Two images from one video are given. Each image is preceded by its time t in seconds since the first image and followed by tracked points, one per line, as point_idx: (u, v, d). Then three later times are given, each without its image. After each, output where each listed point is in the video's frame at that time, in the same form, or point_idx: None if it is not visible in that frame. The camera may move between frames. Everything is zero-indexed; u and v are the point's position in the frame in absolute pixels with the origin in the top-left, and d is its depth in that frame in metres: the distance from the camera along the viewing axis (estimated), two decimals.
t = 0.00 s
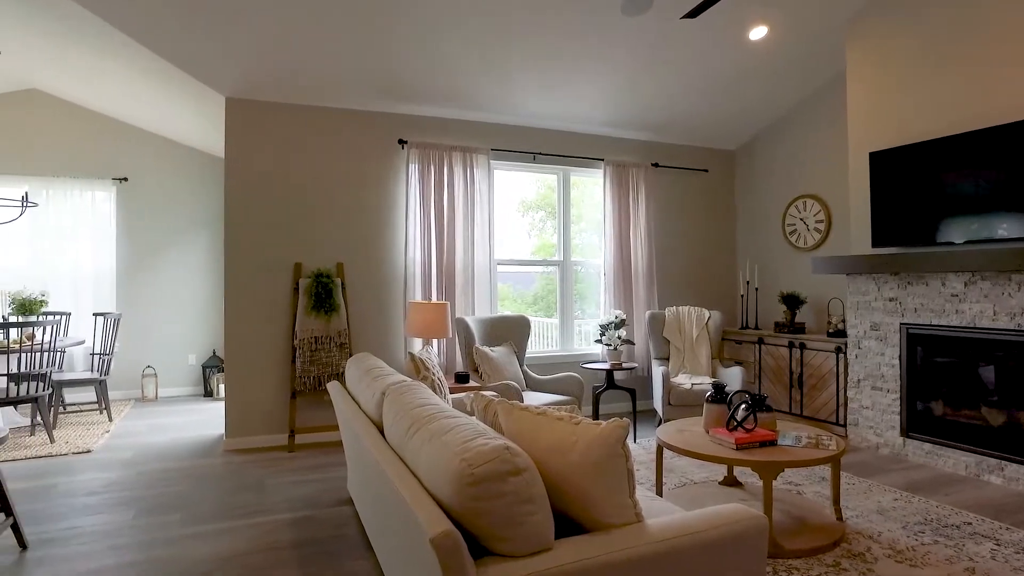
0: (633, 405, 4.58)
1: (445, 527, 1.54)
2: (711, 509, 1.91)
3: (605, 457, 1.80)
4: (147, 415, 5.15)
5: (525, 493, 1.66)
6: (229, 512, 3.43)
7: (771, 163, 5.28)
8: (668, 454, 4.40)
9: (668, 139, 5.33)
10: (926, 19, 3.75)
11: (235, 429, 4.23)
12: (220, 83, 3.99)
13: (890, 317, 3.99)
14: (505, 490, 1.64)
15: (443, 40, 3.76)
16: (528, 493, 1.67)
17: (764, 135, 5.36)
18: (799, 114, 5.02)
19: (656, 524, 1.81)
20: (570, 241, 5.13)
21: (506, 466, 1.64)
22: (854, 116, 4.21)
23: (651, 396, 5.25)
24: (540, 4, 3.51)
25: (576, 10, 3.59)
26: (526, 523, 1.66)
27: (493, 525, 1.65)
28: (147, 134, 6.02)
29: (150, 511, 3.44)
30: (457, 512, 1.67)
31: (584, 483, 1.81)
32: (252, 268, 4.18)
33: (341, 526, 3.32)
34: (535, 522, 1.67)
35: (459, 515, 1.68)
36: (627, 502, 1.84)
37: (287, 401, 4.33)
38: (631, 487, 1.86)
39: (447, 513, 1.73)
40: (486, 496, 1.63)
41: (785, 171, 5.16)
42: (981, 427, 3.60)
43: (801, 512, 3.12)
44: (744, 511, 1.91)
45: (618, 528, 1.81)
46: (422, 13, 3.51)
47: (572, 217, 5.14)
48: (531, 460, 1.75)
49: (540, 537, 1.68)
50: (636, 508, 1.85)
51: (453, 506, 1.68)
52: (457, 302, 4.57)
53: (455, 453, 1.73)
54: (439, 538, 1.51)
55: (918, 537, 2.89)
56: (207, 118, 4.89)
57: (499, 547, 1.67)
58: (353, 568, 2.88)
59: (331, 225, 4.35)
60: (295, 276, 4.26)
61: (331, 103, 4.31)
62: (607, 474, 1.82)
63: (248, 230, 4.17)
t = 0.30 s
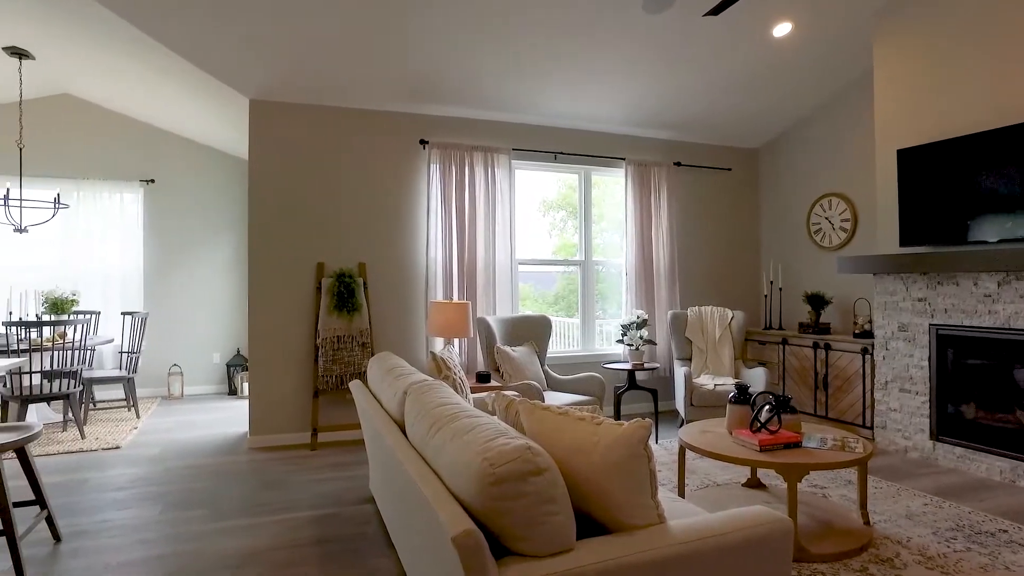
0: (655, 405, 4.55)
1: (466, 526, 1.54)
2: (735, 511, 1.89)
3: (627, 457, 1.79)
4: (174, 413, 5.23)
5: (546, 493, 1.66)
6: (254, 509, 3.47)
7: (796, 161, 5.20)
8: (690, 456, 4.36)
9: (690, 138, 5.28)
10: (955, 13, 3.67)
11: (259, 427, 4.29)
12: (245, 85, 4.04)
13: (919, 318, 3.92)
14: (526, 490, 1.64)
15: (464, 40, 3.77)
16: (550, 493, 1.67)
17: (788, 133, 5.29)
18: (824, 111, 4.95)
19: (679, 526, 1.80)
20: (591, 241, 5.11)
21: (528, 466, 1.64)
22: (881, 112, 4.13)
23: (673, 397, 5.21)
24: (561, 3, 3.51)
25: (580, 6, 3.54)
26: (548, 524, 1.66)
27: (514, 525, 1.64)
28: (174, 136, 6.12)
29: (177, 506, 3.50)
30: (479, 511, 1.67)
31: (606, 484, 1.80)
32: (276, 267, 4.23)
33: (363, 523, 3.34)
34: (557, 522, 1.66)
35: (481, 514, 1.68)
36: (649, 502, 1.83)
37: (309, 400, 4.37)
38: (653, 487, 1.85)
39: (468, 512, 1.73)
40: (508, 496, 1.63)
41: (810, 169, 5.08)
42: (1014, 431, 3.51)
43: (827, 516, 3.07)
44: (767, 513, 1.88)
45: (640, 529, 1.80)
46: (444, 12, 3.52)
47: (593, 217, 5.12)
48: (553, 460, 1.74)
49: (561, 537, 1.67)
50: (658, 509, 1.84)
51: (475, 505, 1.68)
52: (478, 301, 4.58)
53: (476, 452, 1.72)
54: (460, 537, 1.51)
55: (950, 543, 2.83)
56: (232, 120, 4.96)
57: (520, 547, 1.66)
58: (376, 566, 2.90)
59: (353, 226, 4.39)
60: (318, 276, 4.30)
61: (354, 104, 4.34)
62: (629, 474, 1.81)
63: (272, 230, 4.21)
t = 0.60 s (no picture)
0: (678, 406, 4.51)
1: (489, 526, 1.53)
2: (761, 515, 1.86)
3: (651, 459, 1.78)
4: (201, 410, 5.32)
5: (570, 494, 1.65)
6: (279, 506, 3.51)
7: (823, 159, 5.12)
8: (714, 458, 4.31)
9: (714, 136, 5.23)
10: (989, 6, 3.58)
11: (284, 425, 4.34)
12: (271, 87, 4.09)
13: (951, 319, 3.83)
14: (550, 491, 1.63)
15: (487, 40, 3.78)
16: (574, 494, 1.66)
17: (815, 130, 5.21)
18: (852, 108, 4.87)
19: (704, 528, 1.77)
20: (614, 241, 5.08)
21: (553, 466, 1.63)
22: (911, 109, 4.05)
23: (696, 399, 5.16)
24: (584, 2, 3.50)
25: (584, 8, 3.55)
26: (571, 524, 1.65)
27: (537, 525, 1.64)
28: (201, 138, 6.22)
29: (204, 502, 3.55)
30: (502, 511, 1.67)
31: (629, 484, 1.79)
32: (300, 267, 4.28)
33: (386, 522, 3.36)
34: (580, 523, 1.65)
35: (504, 514, 1.67)
36: (673, 505, 1.80)
37: (333, 399, 4.41)
38: (677, 489, 1.83)
39: (491, 511, 1.72)
40: (532, 496, 1.62)
41: (837, 167, 5.00)
42: None
43: (855, 520, 3.02)
44: (795, 518, 1.85)
45: (663, 531, 1.78)
46: (467, 12, 3.53)
47: (616, 216, 5.10)
48: (576, 461, 1.73)
49: (584, 538, 1.66)
50: (682, 511, 1.81)
51: (498, 505, 1.67)
52: (500, 301, 4.58)
53: (500, 452, 1.72)
54: (484, 537, 1.50)
55: (985, 552, 2.76)
56: (257, 122, 5.02)
57: (544, 547, 1.66)
58: (398, 564, 2.91)
59: (376, 226, 4.42)
60: (341, 276, 4.34)
61: (377, 104, 4.37)
62: (653, 476, 1.78)
63: (297, 230, 4.26)
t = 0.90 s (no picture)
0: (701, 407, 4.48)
1: (511, 526, 1.53)
2: (787, 517, 1.84)
3: (673, 459, 1.76)
4: (225, 408, 5.40)
5: (593, 494, 1.64)
6: (302, 503, 3.55)
7: (849, 157, 5.04)
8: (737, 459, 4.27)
9: (736, 135, 5.18)
10: None
11: (306, 424, 4.38)
12: (295, 88, 4.14)
13: (983, 320, 3.75)
14: (573, 491, 1.62)
15: (508, 40, 3.78)
16: (597, 494, 1.65)
17: (841, 128, 5.14)
18: (880, 105, 4.78)
19: (728, 531, 1.75)
20: (635, 240, 5.06)
21: (576, 466, 1.62)
22: (940, 105, 3.97)
23: (718, 399, 5.11)
24: None
25: (596, 7, 3.54)
26: (593, 524, 1.64)
27: (560, 525, 1.63)
28: (225, 139, 6.29)
29: (228, 498, 3.60)
30: (524, 511, 1.66)
31: (652, 485, 1.77)
32: (323, 267, 4.32)
33: (407, 521, 3.37)
34: (602, 523, 1.64)
35: (526, 514, 1.67)
36: (696, 506, 1.79)
37: (355, 398, 4.44)
38: (700, 491, 1.81)
39: (513, 511, 1.72)
40: (554, 496, 1.61)
41: (863, 165, 4.92)
42: None
43: (883, 524, 2.97)
44: (824, 521, 1.82)
45: (686, 532, 1.76)
46: (488, 11, 3.53)
47: (636, 216, 5.07)
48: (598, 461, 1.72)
49: (607, 538, 1.65)
50: (706, 513, 1.79)
51: (520, 505, 1.67)
52: (521, 301, 4.58)
53: (522, 452, 1.71)
54: (505, 537, 1.50)
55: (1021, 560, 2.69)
56: (281, 124, 5.09)
57: (566, 548, 1.65)
58: (421, 563, 2.92)
59: (398, 226, 4.44)
60: (363, 275, 4.37)
61: (399, 105, 4.39)
62: (675, 477, 1.77)
63: (320, 230, 4.30)
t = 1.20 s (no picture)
0: (724, 409, 4.43)
1: (535, 526, 1.52)
2: (813, 520, 1.81)
3: (697, 460, 1.75)
4: (250, 407, 5.47)
5: (616, 495, 1.63)
6: (326, 501, 3.57)
7: (878, 155, 4.96)
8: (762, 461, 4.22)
9: (760, 133, 5.13)
10: None
11: (329, 423, 4.41)
12: (319, 90, 4.18)
13: (1018, 321, 3.65)
14: (596, 491, 1.61)
15: (530, 39, 3.78)
16: (620, 495, 1.64)
17: (868, 125, 5.05)
18: (909, 101, 4.69)
19: (753, 532, 1.73)
20: (658, 240, 5.02)
21: (598, 466, 1.61)
22: (973, 100, 3.88)
23: (742, 400, 5.06)
24: None
25: (619, 5, 3.52)
26: (617, 525, 1.63)
27: (583, 525, 1.62)
28: (249, 141, 6.37)
29: (253, 496, 3.64)
30: (547, 510, 1.66)
31: (675, 486, 1.76)
32: (346, 267, 4.35)
33: (429, 519, 3.38)
34: (626, 524, 1.63)
35: (549, 514, 1.66)
36: (720, 508, 1.77)
37: (377, 397, 4.47)
38: (724, 492, 1.79)
39: (536, 511, 1.72)
40: (577, 496, 1.61)
41: (892, 163, 4.84)
42: None
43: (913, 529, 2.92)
44: (851, 526, 1.79)
45: (709, 534, 1.74)
46: (511, 11, 3.53)
47: (659, 215, 5.04)
48: (622, 461, 1.71)
49: (631, 539, 1.64)
50: (730, 515, 1.78)
51: (543, 505, 1.67)
52: (544, 300, 4.58)
53: (546, 451, 1.71)
54: (529, 536, 1.50)
55: None
56: (305, 125, 5.15)
57: (589, 548, 1.64)
58: (444, 562, 2.93)
59: (420, 226, 4.46)
60: (385, 275, 4.40)
61: (422, 106, 4.42)
62: (699, 478, 1.75)
63: (344, 230, 4.34)
